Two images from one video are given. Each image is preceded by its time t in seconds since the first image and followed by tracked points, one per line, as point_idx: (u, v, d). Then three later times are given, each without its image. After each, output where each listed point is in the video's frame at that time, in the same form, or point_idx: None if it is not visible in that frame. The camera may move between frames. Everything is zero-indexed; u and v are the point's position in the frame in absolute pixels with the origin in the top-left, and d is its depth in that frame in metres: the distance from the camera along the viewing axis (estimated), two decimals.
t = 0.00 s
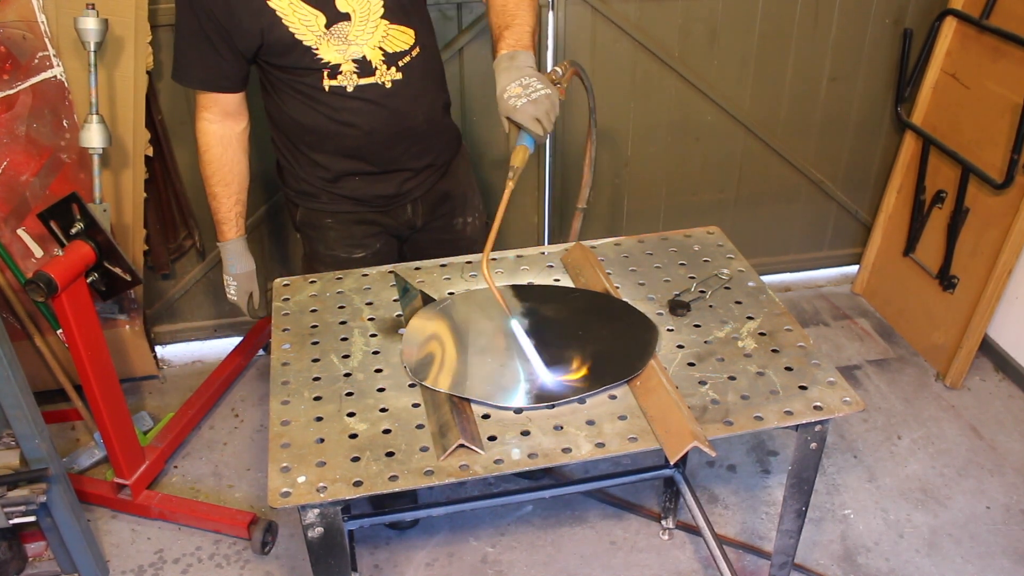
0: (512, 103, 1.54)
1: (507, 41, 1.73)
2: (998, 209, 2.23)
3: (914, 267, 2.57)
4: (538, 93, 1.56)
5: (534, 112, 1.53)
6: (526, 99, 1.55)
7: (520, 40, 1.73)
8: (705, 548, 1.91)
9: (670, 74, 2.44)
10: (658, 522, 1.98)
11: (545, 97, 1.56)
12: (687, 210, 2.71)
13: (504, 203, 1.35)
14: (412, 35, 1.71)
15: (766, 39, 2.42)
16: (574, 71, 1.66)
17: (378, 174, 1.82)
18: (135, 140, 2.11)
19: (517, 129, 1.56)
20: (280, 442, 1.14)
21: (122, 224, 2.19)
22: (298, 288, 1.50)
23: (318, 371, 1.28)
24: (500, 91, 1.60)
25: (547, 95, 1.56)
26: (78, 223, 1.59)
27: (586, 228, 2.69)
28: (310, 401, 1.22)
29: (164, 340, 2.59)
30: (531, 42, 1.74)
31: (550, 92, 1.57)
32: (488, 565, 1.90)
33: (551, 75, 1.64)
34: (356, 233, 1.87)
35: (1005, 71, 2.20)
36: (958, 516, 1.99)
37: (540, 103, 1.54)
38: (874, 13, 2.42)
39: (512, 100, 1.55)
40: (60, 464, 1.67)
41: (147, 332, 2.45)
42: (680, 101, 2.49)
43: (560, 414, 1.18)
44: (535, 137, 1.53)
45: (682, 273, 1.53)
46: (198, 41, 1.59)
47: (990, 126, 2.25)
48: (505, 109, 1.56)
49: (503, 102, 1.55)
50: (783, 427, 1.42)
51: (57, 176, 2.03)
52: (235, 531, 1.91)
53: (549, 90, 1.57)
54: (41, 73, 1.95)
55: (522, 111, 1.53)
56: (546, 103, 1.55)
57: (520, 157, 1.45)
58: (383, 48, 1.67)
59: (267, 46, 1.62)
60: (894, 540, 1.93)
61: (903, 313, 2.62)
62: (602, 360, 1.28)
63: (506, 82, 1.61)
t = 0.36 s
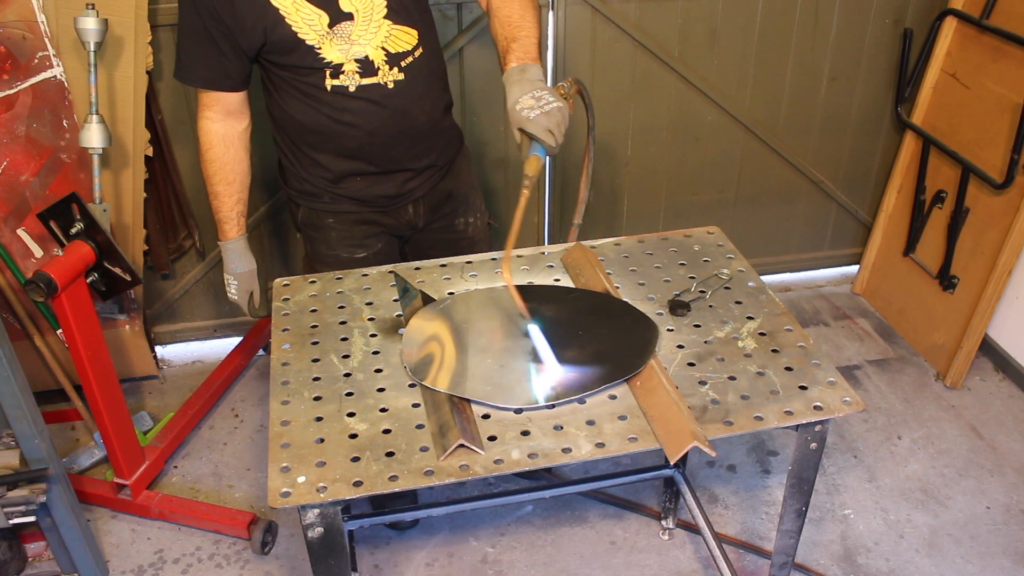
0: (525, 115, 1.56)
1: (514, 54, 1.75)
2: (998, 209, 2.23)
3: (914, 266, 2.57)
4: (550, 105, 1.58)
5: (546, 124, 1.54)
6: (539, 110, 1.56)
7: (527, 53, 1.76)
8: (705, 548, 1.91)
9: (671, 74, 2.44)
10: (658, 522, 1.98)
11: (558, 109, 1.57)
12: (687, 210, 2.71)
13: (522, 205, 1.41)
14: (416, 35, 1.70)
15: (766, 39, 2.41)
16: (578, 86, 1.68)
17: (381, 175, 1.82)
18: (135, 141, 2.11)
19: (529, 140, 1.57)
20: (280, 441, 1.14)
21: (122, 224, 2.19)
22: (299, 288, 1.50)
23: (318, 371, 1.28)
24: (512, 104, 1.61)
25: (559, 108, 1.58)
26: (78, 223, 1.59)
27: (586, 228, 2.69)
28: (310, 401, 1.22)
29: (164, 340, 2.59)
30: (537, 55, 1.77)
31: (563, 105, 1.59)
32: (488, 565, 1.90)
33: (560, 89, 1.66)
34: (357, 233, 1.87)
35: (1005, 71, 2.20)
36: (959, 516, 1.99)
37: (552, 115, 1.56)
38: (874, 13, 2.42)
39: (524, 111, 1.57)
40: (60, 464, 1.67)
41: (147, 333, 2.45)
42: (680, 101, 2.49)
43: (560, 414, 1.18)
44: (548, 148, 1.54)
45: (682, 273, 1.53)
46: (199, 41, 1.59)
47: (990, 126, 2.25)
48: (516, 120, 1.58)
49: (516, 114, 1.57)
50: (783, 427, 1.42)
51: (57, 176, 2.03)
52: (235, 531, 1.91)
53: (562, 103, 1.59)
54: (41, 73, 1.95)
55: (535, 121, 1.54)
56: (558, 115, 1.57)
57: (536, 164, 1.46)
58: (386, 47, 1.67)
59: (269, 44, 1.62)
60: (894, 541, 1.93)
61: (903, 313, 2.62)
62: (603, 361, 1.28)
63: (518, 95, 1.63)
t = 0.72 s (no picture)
0: (520, 97, 1.58)
1: (508, 41, 1.76)
2: (998, 209, 2.23)
3: (914, 266, 2.57)
4: (545, 89, 1.60)
5: (540, 106, 1.56)
6: (534, 93, 1.58)
7: (521, 40, 1.76)
8: (705, 548, 1.91)
9: (671, 74, 2.44)
10: (658, 522, 1.98)
11: (552, 93, 1.59)
12: (687, 210, 2.71)
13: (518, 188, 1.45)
14: (413, 31, 1.72)
15: (766, 39, 2.41)
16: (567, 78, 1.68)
17: (379, 169, 1.83)
18: (135, 141, 2.11)
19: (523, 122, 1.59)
20: (280, 442, 1.14)
21: (122, 224, 2.19)
22: (298, 288, 1.50)
23: (318, 371, 1.28)
24: (506, 87, 1.63)
25: (553, 91, 1.60)
26: (78, 223, 1.59)
27: (586, 228, 2.69)
28: (310, 401, 1.22)
29: (164, 340, 2.59)
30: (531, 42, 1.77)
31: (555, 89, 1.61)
32: (488, 565, 1.90)
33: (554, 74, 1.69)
34: (354, 227, 1.87)
35: (1005, 71, 2.20)
36: (959, 516, 1.99)
37: (546, 98, 1.58)
38: (874, 13, 2.42)
39: (519, 93, 1.59)
40: (60, 464, 1.67)
41: (147, 333, 2.45)
42: (680, 100, 2.49)
43: (560, 414, 1.18)
44: (542, 129, 1.57)
45: (682, 273, 1.53)
46: (199, 41, 1.58)
47: (990, 126, 2.25)
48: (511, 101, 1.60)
49: (511, 96, 1.59)
50: (783, 427, 1.42)
51: (56, 176, 2.03)
52: (234, 531, 1.91)
53: (555, 87, 1.61)
54: (41, 72, 1.95)
55: (530, 104, 1.56)
56: (552, 99, 1.59)
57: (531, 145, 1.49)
58: (384, 42, 1.68)
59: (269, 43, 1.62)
60: (895, 541, 1.93)
61: (903, 313, 2.62)
62: (602, 360, 1.28)
63: (512, 78, 1.64)
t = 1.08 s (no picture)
0: (512, 88, 1.62)
1: (501, 33, 1.79)
2: (998, 209, 2.24)
3: (914, 267, 2.57)
4: (536, 79, 1.64)
5: (534, 97, 1.61)
6: (526, 84, 1.63)
7: (513, 32, 1.80)
8: (705, 547, 1.91)
9: (670, 74, 2.44)
10: (658, 522, 1.99)
11: (544, 83, 1.63)
12: (687, 210, 2.72)
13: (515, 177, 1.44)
14: (410, 27, 1.73)
15: (765, 39, 2.42)
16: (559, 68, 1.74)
17: (376, 164, 1.83)
18: (135, 141, 2.11)
19: (516, 112, 1.64)
20: (280, 441, 1.14)
21: (122, 224, 2.19)
22: (298, 288, 1.50)
23: (318, 371, 1.28)
24: (499, 78, 1.67)
25: (545, 81, 1.64)
26: (78, 223, 1.59)
27: (586, 227, 2.69)
28: (310, 401, 1.22)
29: (164, 340, 2.60)
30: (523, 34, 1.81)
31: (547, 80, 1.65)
32: (488, 565, 1.90)
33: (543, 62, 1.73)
34: (353, 222, 1.87)
35: (1005, 72, 2.20)
36: (958, 516, 1.99)
37: (539, 89, 1.62)
38: (874, 13, 2.42)
39: (512, 84, 1.63)
40: (60, 464, 1.68)
41: (147, 332, 2.45)
42: (680, 100, 2.49)
43: (560, 414, 1.18)
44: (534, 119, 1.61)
45: (682, 273, 1.53)
46: (198, 41, 1.58)
47: (989, 126, 2.25)
48: (503, 92, 1.64)
49: (505, 87, 1.63)
50: (783, 427, 1.42)
51: (57, 176, 2.04)
52: (235, 531, 1.91)
53: (547, 78, 1.65)
54: (41, 73, 1.95)
55: (523, 95, 1.61)
56: (545, 89, 1.63)
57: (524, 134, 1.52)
58: (382, 39, 1.68)
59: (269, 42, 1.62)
60: (894, 541, 1.93)
61: (903, 313, 2.62)
62: (602, 359, 1.28)
63: (504, 69, 1.68)
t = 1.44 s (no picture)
0: (497, 62, 1.68)
1: (488, 8, 1.84)
2: (998, 209, 2.23)
3: (914, 266, 2.57)
4: (521, 54, 1.69)
5: (517, 70, 1.66)
6: (511, 58, 1.68)
7: (500, 7, 1.85)
8: (705, 547, 1.91)
9: (671, 74, 2.44)
10: (658, 522, 1.98)
11: (527, 57, 1.69)
12: (688, 210, 2.71)
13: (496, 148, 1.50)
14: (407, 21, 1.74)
15: (765, 39, 2.41)
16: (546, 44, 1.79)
17: (376, 160, 1.83)
18: (135, 141, 2.11)
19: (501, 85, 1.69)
20: (280, 442, 1.14)
21: (122, 224, 2.19)
22: (298, 288, 1.50)
23: (318, 371, 1.28)
24: (485, 52, 1.72)
25: (529, 56, 1.69)
26: (78, 223, 1.59)
27: (586, 227, 2.69)
28: (310, 401, 1.22)
29: (164, 340, 2.60)
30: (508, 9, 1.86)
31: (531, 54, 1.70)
32: (488, 565, 1.90)
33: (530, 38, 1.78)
34: (354, 220, 1.87)
35: (1005, 71, 2.20)
36: (959, 516, 1.99)
37: (523, 63, 1.68)
38: (874, 13, 2.42)
39: (496, 58, 1.68)
40: (60, 464, 1.67)
41: (147, 333, 2.45)
42: (680, 100, 2.49)
43: (560, 414, 1.18)
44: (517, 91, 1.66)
45: (682, 273, 1.53)
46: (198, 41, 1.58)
47: (989, 125, 2.25)
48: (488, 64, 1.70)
49: (490, 60, 1.68)
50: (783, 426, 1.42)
51: (57, 176, 2.04)
52: (235, 531, 1.91)
53: (531, 52, 1.70)
54: (41, 73, 1.95)
55: (507, 69, 1.66)
56: (528, 63, 1.69)
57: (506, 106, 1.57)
58: (383, 33, 1.69)
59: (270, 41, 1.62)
60: (894, 541, 1.93)
61: (903, 313, 2.62)
62: (602, 358, 1.28)
63: (490, 43, 1.74)
